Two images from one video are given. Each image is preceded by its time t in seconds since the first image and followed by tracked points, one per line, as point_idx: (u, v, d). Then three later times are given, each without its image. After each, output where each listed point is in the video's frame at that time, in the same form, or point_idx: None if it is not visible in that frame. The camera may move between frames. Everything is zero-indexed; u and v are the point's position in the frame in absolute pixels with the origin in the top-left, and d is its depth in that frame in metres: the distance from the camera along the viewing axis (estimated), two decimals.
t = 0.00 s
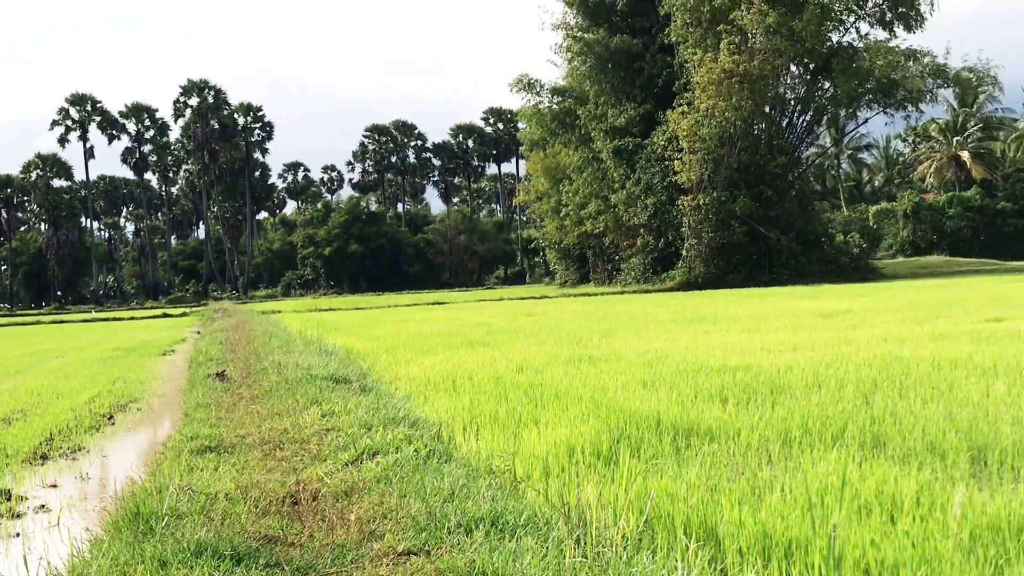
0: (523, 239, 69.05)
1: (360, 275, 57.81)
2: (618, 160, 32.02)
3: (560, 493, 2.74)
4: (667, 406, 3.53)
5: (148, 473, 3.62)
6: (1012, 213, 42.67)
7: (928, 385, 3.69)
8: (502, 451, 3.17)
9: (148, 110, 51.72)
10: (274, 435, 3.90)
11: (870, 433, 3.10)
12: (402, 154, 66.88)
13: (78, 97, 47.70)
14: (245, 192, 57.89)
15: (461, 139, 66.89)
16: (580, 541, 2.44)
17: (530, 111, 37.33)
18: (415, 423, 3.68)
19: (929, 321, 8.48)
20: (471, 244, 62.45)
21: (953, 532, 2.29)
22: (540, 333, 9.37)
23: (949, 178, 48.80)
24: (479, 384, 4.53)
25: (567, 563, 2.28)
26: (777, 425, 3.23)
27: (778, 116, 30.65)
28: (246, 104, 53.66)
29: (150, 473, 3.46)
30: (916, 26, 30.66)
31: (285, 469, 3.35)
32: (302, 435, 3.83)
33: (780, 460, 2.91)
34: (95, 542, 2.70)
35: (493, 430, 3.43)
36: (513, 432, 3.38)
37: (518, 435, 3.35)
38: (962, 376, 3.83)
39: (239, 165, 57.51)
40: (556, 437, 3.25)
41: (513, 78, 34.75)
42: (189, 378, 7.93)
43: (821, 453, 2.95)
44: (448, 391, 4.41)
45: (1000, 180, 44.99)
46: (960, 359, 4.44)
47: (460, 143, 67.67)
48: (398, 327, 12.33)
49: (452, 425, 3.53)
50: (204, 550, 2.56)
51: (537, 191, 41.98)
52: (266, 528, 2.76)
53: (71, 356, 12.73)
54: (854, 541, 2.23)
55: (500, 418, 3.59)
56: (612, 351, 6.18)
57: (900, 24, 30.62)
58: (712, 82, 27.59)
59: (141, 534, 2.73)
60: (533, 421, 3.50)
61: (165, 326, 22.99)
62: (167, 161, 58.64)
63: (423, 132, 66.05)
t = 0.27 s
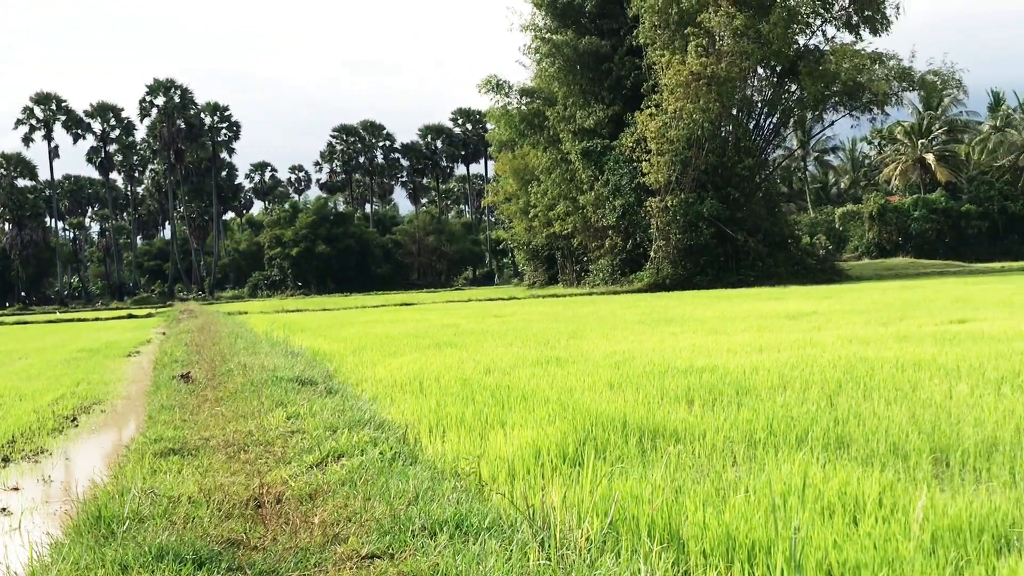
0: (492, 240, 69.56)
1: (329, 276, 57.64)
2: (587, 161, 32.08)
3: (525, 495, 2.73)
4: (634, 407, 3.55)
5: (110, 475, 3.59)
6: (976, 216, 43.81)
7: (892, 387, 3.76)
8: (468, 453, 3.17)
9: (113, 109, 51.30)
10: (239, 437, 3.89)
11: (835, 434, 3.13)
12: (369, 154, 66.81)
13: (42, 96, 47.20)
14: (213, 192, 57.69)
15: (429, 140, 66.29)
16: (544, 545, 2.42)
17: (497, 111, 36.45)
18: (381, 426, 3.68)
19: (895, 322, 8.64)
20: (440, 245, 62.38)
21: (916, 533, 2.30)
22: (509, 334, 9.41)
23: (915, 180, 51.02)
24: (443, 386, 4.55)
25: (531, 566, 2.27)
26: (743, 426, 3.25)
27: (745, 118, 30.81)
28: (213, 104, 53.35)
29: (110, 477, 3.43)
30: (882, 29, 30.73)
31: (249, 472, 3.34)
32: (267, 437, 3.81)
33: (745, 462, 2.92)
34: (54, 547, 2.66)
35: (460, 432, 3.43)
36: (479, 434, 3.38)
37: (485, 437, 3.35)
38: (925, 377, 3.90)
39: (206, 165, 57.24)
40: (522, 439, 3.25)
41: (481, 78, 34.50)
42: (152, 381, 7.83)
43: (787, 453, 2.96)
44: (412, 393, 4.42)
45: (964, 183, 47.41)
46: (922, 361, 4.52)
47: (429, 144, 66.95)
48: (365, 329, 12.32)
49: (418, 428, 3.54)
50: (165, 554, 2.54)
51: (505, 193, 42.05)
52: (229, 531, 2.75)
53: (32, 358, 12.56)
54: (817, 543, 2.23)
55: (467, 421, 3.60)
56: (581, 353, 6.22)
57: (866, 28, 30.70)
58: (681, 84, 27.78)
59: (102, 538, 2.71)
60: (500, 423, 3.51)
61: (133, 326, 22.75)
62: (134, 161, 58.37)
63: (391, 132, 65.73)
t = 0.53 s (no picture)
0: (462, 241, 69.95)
1: (297, 277, 57.58)
2: (556, 163, 32.36)
3: (492, 497, 2.71)
4: (601, 409, 3.57)
5: (74, 479, 3.57)
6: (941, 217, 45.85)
7: (856, 387, 3.83)
8: (435, 456, 3.16)
9: (79, 108, 51.05)
10: (204, 440, 3.88)
11: (802, 434, 3.15)
12: (337, 155, 67.08)
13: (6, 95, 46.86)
14: (180, 192, 57.80)
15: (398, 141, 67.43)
16: (509, 548, 2.40)
17: (467, 112, 37.20)
18: (348, 428, 3.68)
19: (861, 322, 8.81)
20: (409, 246, 62.62)
21: (880, 533, 2.32)
22: (478, 336, 9.43)
23: (881, 182, 51.30)
24: (410, 388, 4.57)
25: (496, 567, 2.25)
26: (710, 428, 3.27)
27: (714, 120, 30.99)
28: (181, 103, 53.49)
29: (74, 481, 3.41)
30: (849, 33, 30.95)
31: (215, 475, 3.33)
32: (233, 440, 3.80)
33: (711, 463, 2.92)
34: (18, 552, 2.64)
35: (427, 433, 3.42)
36: (447, 436, 3.37)
37: (452, 439, 3.34)
38: (889, 378, 3.97)
39: (173, 165, 57.34)
40: (489, 441, 3.25)
41: (451, 79, 34.79)
42: (118, 383, 7.75)
43: (755, 454, 2.97)
44: (379, 395, 4.45)
45: (929, 184, 48.32)
46: (886, 362, 4.60)
47: (398, 145, 68.21)
48: (333, 330, 12.25)
49: (384, 430, 3.53)
50: (128, 558, 2.51)
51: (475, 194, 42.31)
52: (194, 535, 2.74)
53: None
54: (782, 545, 2.23)
55: (435, 423, 3.59)
56: (550, 354, 6.25)
57: (833, 31, 30.92)
58: (649, 86, 27.94)
59: (65, 543, 2.69)
60: (468, 425, 3.51)
61: (98, 328, 22.45)
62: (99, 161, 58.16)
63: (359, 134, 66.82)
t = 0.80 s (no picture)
0: (432, 243, 70.08)
1: (265, 279, 57.47)
2: (525, 164, 32.76)
3: (458, 501, 2.70)
4: (569, 413, 3.60)
5: (39, 485, 3.55)
6: (907, 220, 47.35)
7: (823, 389, 3.90)
8: (403, 459, 3.15)
9: (45, 109, 50.92)
10: (171, 443, 3.87)
11: (769, 436, 3.19)
12: (306, 156, 67.50)
13: None
14: (148, 193, 57.91)
15: (367, 142, 67.93)
16: (476, 552, 2.38)
17: (438, 113, 37.83)
18: (315, 433, 3.70)
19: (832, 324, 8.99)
20: (379, 247, 62.36)
21: (846, 537, 2.33)
22: (448, 338, 9.47)
23: (848, 184, 51.81)
24: (378, 392, 4.60)
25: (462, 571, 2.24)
26: (677, 431, 3.29)
27: (683, 121, 31.52)
28: (148, 104, 53.74)
29: (38, 485, 3.38)
30: (816, 36, 31.78)
31: (181, 479, 3.33)
32: (199, 444, 3.80)
33: (677, 465, 2.94)
34: None
35: (396, 437, 3.43)
36: (415, 440, 3.38)
37: (421, 442, 3.35)
38: (855, 380, 4.08)
39: (140, 166, 57.49)
40: (458, 445, 3.25)
41: (420, 81, 35.05)
42: (85, 386, 7.68)
43: (722, 457, 2.99)
44: (347, 399, 4.47)
45: (896, 187, 49.12)
46: (853, 365, 4.68)
47: (367, 146, 68.75)
48: (304, 333, 12.26)
49: (353, 433, 3.54)
50: (93, 564, 2.49)
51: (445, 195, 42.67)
52: (160, 540, 2.72)
53: None
54: (748, 549, 2.24)
55: (404, 426, 3.61)
56: (520, 357, 6.33)
57: (800, 33, 31.58)
58: (618, 88, 28.41)
59: (28, 549, 2.66)
60: (437, 429, 3.53)
61: (64, 330, 22.16)
62: (66, 162, 58.08)
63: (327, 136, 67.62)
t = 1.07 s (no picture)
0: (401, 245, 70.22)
1: (235, 281, 57.38)
2: (495, 167, 32.78)
3: (426, 507, 2.66)
4: (538, 417, 3.63)
5: None
6: (874, 222, 48.81)
7: (791, 392, 3.96)
8: (371, 465, 3.14)
9: (12, 110, 50.56)
10: (138, 448, 3.83)
11: (738, 439, 3.21)
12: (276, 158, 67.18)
13: None
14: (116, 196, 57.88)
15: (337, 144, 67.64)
16: (442, 557, 2.34)
17: (408, 116, 37.48)
18: (283, 437, 3.70)
19: (800, 326, 9.17)
20: (348, 249, 64.09)
21: (814, 542, 2.33)
22: (420, 341, 9.49)
23: (816, 186, 53.49)
24: (347, 397, 4.63)
25: None
26: (644, 434, 3.31)
27: (652, 125, 31.55)
28: (116, 106, 53.76)
29: None
30: (784, 39, 31.95)
31: (147, 485, 3.29)
32: (165, 449, 3.76)
33: (646, 468, 2.93)
34: None
35: (364, 442, 3.43)
36: (383, 444, 3.38)
37: (389, 447, 3.35)
38: (822, 382, 4.17)
39: (109, 168, 57.46)
40: (426, 449, 3.25)
41: (390, 83, 34.83)
42: (51, 391, 7.56)
43: (690, 459, 3.00)
44: (315, 403, 4.48)
45: (863, 188, 50.94)
46: (820, 368, 4.76)
47: (337, 148, 68.39)
48: (273, 336, 12.23)
49: (321, 438, 3.55)
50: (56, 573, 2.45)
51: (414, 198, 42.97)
52: (124, 547, 2.67)
53: None
54: (714, 553, 2.24)
55: (373, 430, 3.62)
56: (489, 360, 6.39)
57: (769, 37, 31.79)
58: (588, 91, 28.50)
59: None
60: (406, 433, 3.53)
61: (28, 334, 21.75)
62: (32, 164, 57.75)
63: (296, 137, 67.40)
